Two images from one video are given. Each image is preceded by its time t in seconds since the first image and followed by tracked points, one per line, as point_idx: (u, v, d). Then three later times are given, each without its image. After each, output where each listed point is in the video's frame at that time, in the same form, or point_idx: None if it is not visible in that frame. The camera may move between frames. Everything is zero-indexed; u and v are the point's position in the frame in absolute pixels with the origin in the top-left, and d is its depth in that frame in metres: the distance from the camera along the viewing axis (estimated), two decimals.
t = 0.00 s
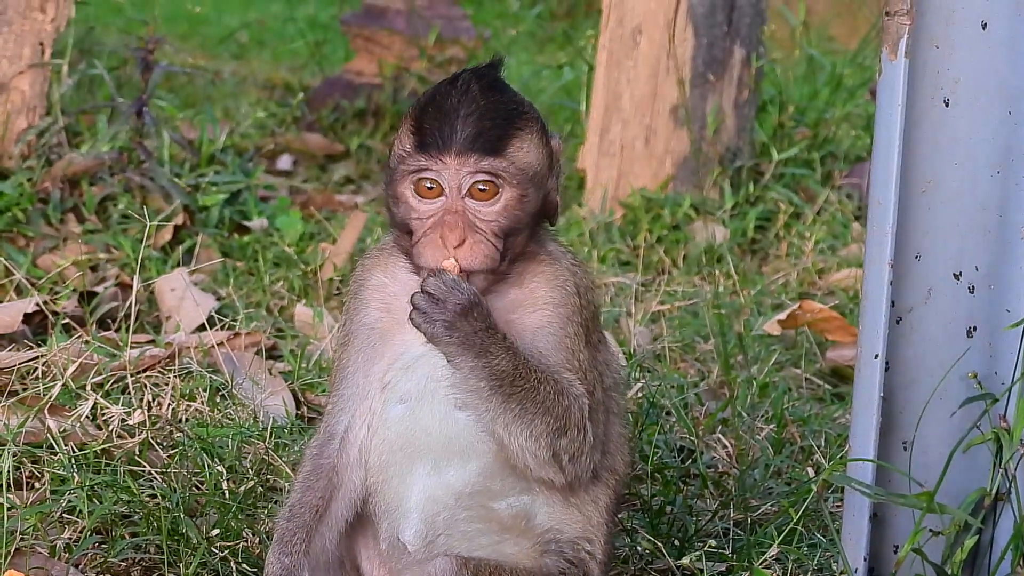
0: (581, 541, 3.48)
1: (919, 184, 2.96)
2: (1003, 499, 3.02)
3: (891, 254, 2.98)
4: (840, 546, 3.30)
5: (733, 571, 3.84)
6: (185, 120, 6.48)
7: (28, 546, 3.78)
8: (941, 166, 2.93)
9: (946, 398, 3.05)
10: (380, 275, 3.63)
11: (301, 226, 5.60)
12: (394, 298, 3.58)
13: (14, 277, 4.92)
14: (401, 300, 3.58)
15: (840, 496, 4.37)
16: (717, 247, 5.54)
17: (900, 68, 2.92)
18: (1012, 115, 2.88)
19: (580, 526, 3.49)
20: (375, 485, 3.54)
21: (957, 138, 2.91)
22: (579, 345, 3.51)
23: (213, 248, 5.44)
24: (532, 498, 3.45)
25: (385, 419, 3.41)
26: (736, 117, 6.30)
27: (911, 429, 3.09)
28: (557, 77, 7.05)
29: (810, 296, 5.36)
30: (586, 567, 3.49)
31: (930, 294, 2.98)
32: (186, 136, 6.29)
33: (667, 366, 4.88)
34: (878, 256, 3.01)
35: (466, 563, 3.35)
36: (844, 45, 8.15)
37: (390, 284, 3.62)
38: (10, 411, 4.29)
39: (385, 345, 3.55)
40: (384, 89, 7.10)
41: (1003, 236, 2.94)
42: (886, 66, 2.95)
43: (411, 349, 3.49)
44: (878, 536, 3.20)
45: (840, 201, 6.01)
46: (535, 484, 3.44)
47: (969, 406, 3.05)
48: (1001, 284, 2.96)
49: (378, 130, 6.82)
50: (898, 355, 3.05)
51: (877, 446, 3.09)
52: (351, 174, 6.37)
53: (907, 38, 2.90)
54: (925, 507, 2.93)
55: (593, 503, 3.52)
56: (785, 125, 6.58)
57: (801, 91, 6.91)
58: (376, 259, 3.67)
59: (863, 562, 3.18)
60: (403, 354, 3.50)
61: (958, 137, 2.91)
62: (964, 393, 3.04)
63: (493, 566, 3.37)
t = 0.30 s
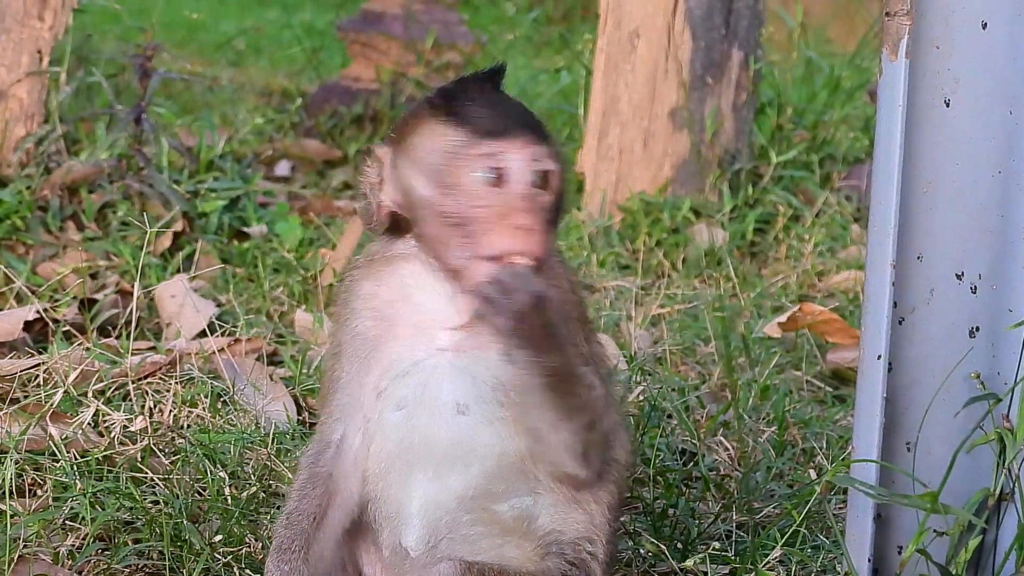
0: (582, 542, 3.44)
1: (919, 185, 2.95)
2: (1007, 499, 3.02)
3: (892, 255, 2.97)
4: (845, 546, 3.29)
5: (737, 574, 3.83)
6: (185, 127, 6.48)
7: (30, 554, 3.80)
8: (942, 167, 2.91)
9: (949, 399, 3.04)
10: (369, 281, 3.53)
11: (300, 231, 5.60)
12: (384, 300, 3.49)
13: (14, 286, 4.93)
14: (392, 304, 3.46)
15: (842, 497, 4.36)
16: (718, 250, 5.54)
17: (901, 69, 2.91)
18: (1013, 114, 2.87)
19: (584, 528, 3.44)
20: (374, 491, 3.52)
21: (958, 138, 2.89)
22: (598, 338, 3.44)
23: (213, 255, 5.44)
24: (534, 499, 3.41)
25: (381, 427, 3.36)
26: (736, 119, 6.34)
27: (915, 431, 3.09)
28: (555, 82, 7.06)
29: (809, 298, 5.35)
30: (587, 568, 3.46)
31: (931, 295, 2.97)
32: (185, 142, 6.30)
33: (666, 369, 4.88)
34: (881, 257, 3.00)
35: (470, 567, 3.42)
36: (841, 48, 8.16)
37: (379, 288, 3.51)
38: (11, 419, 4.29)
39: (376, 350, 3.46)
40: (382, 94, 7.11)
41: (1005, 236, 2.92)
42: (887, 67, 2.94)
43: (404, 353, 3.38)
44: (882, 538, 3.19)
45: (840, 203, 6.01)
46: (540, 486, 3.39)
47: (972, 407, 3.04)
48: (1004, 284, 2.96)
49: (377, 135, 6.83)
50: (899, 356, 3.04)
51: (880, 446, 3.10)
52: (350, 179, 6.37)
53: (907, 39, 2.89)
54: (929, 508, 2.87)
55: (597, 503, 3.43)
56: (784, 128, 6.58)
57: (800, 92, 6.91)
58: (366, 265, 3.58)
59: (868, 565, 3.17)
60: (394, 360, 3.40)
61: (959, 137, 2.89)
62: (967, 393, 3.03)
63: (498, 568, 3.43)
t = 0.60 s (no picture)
0: (571, 536, 3.52)
1: (917, 189, 2.95)
2: (1004, 504, 3.03)
3: (889, 259, 2.96)
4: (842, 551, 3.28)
5: None
6: (182, 131, 6.47)
7: (27, 558, 3.79)
8: (941, 169, 2.92)
9: (946, 403, 3.04)
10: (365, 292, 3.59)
11: (298, 236, 5.60)
12: (388, 306, 3.55)
13: (12, 290, 4.93)
14: (392, 313, 3.54)
15: (839, 502, 4.37)
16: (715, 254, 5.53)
17: (897, 74, 2.91)
18: (1011, 119, 2.88)
19: (574, 524, 3.52)
20: (363, 498, 3.52)
21: (955, 142, 2.90)
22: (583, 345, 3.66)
23: (211, 259, 5.43)
24: (527, 498, 3.49)
25: (381, 434, 3.45)
26: (733, 124, 6.34)
27: (912, 435, 3.07)
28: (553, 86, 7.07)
29: (807, 302, 5.36)
30: (576, 562, 3.54)
31: (929, 299, 2.96)
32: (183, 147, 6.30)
33: (664, 372, 4.88)
34: (877, 261, 2.97)
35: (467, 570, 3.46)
36: (838, 52, 8.17)
37: (382, 296, 3.57)
38: (8, 424, 4.26)
39: (375, 357, 3.52)
40: (380, 98, 7.11)
41: (1003, 241, 2.92)
42: (884, 74, 2.94)
43: (407, 361, 3.49)
44: (879, 542, 3.18)
45: (837, 208, 6.01)
46: (538, 484, 3.48)
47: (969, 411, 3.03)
48: (1003, 290, 2.96)
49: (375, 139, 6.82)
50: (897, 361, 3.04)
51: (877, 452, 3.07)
52: (348, 183, 6.36)
53: (905, 43, 2.89)
54: (925, 513, 2.93)
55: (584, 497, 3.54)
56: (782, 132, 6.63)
57: (797, 96, 6.94)
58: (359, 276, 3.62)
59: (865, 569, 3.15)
60: (398, 367, 3.49)
61: (957, 141, 2.90)
62: (964, 397, 3.02)
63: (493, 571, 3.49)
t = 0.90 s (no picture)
0: (565, 541, 3.44)
1: (912, 195, 2.84)
2: (999, 509, 2.92)
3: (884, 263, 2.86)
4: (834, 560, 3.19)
5: None
6: (181, 132, 6.43)
7: (21, 559, 3.78)
8: (935, 173, 2.81)
9: (939, 408, 2.92)
10: (373, 294, 3.62)
11: (295, 237, 5.60)
12: (393, 311, 3.58)
13: (11, 290, 4.94)
14: (400, 315, 3.56)
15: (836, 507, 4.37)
16: (714, 258, 5.56)
17: (894, 79, 2.81)
18: (1007, 125, 2.78)
19: (573, 526, 3.45)
20: (360, 501, 3.50)
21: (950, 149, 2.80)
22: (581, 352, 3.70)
23: (210, 261, 5.43)
24: (524, 501, 3.43)
25: (381, 435, 3.45)
26: (733, 127, 6.32)
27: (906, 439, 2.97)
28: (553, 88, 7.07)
29: (805, 307, 5.36)
30: (570, 567, 3.43)
31: (923, 305, 2.86)
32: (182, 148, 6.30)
33: (662, 377, 4.89)
34: (873, 265, 2.87)
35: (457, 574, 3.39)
36: (839, 56, 8.19)
37: (387, 300, 3.60)
38: (4, 425, 4.26)
39: (379, 361, 3.54)
40: (380, 101, 7.03)
41: (998, 247, 2.83)
42: (879, 80, 2.84)
43: (409, 365, 3.51)
44: (870, 549, 3.09)
45: (835, 212, 6.01)
46: (536, 486, 3.44)
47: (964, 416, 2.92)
48: (992, 297, 2.87)
49: (373, 141, 6.80)
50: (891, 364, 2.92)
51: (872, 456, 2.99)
52: (347, 186, 6.34)
53: (900, 50, 2.80)
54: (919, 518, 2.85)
55: (581, 503, 3.49)
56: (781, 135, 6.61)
57: (796, 100, 6.92)
58: (367, 279, 3.65)
59: (856, 575, 3.06)
60: (401, 369, 3.51)
61: (952, 148, 2.80)
62: (958, 402, 2.91)
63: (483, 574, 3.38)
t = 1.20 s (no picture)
0: (572, 556, 3.11)
1: (942, 180, 2.23)
2: None
3: (911, 256, 2.28)
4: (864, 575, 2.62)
5: None
6: (158, 120, 6.12)
7: None
8: (972, 153, 2.19)
9: (973, 411, 2.29)
10: (360, 292, 3.31)
11: (281, 231, 5.30)
12: (383, 311, 3.28)
13: None
14: (390, 316, 3.27)
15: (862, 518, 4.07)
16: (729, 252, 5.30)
17: (918, 52, 2.24)
18: None
19: (580, 541, 3.12)
20: (351, 517, 3.19)
21: (982, 133, 2.19)
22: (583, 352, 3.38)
23: (187, 255, 5.09)
24: (525, 516, 3.11)
25: (370, 446, 3.16)
26: (749, 111, 5.80)
27: (937, 443, 2.34)
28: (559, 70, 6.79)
29: (828, 304, 5.04)
30: None
31: (955, 301, 2.25)
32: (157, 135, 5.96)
33: (674, 379, 4.56)
34: (899, 259, 2.31)
35: None
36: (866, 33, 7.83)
37: (377, 299, 3.30)
38: None
39: (367, 366, 3.25)
40: (371, 83, 6.61)
41: None
42: (906, 61, 2.28)
43: (400, 370, 3.23)
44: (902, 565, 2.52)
45: (861, 202, 5.68)
46: (537, 499, 3.13)
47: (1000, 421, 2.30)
48: None
49: (363, 128, 6.52)
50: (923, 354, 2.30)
51: (900, 462, 2.40)
52: (335, 175, 6.07)
53: (927, 25, 2.22)
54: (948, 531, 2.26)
55: (589, 515, 3.16)
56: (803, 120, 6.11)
57: (819, 83, 6.41)
58: (355, 276, 3.34)
59: None
60: (391, 375, 3.23)
61: (986, 132, 2.18)
62: (992, 404, 2.28)
63: None
